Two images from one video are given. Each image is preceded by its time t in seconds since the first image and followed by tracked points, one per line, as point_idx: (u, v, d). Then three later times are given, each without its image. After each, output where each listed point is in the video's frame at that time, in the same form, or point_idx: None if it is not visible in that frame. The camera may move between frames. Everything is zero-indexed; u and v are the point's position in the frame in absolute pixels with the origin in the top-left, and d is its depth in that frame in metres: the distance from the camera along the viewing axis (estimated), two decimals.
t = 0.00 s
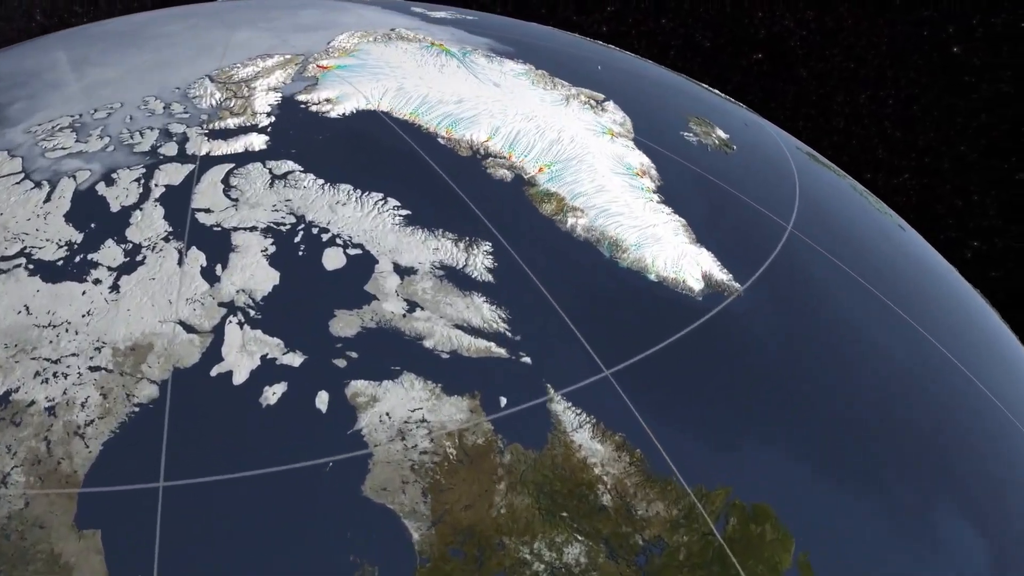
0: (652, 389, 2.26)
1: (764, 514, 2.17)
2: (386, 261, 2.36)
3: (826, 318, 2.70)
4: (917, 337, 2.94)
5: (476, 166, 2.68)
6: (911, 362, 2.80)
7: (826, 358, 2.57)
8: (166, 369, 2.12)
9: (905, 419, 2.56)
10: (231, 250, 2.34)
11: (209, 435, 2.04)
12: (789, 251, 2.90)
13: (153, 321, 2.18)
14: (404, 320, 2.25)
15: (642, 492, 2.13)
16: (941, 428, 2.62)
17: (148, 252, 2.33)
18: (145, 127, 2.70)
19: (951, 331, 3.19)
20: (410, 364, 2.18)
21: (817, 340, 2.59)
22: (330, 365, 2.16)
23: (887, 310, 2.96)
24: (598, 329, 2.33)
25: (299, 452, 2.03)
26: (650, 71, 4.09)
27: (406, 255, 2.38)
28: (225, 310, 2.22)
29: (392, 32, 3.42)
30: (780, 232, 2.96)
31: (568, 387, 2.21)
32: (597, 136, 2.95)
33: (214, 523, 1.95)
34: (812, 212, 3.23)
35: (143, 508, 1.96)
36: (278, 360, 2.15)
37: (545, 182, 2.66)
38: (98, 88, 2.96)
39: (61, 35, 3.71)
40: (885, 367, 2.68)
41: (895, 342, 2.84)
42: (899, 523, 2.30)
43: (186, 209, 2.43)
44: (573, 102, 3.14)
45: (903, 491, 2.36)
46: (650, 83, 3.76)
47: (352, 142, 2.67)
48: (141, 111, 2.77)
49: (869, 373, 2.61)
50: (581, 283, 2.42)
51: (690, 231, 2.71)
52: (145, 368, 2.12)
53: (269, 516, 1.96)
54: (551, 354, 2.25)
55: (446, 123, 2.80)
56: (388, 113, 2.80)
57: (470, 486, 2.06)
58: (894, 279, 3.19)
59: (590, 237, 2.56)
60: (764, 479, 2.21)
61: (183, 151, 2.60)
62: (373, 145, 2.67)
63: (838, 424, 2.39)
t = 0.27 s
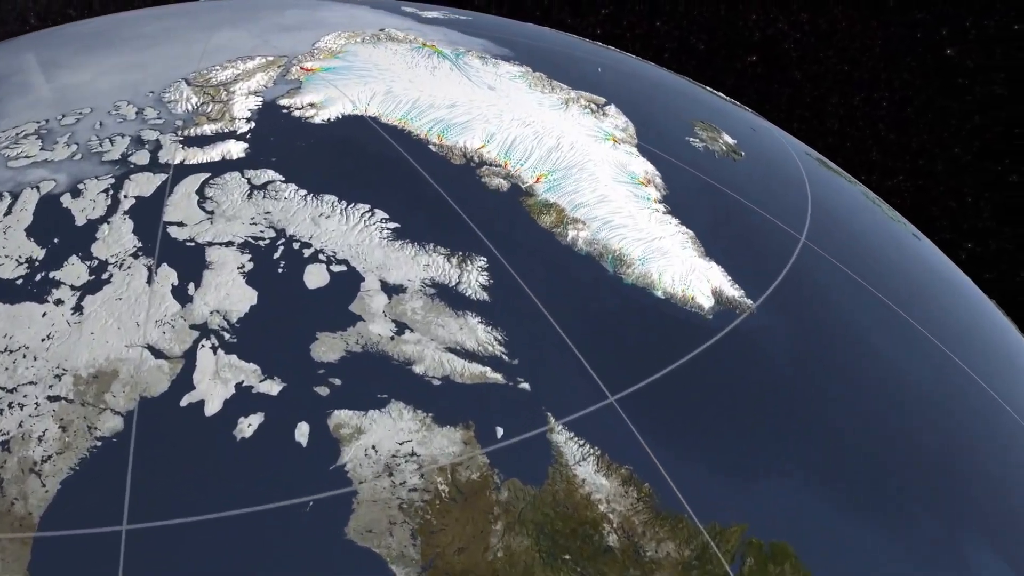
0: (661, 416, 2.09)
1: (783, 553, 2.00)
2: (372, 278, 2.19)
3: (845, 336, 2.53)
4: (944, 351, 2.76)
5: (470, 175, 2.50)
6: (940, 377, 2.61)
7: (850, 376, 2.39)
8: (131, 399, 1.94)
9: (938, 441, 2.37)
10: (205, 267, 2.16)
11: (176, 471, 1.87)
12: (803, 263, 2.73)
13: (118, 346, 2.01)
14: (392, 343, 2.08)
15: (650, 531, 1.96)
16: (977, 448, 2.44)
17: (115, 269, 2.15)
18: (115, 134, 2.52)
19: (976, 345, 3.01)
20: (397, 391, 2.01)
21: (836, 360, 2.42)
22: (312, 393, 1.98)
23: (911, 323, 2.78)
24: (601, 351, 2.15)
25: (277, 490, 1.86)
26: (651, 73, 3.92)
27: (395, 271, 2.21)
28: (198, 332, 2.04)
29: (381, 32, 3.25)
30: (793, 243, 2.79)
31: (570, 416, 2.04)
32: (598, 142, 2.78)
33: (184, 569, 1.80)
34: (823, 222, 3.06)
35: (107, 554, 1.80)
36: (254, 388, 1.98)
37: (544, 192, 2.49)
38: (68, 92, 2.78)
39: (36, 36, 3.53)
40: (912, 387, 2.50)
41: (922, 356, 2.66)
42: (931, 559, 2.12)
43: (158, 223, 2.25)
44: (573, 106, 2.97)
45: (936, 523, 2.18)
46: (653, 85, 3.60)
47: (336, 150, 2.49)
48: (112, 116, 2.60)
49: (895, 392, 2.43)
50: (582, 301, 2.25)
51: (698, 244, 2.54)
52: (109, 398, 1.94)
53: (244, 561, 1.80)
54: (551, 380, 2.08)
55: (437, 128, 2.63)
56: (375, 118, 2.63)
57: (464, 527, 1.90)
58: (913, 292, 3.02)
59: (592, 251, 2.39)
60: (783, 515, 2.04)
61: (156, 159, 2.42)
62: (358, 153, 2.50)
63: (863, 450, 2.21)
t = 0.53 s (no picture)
0: (672, 446, 1.93)
1: None
2: (358, 296, 2.02)
3: (866, 354, 2.36)
4: (969, 367, 2.60)
5: (463, 184, 2.34)
6: (967, 395, 2.45)
7: (871, 397, 2.23)
8: (93, 432, 1.78)
9: (969, 467, 2.21)
10: (177, 285, 1.99)
11: (142, 512, 1.71)
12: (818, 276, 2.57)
13: (80, 373, 1.84)
14: (379, 369, 1.91)
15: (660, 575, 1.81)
16: (1012, 474, 2.28)
17: (78, 288, 1.99)
18: (83, 141, 2.36)
19: (1001, 359, 2.86)
20: (385, 422, 1.85)
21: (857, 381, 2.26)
22: (292, 425, 1.82)
23: (934, 337, 2.62)
24: (607, 376, 1.99)
25: (253, 533, 1.70)
26: (653, 75, 3.76)
27: (383, 289, 2.04)
28: (167, 358, 1.88)
29: (370, 32, 3.08)
30: (806, 255, 2.63)
31: (572, 447, 1.87)
32: (601, 148, 2.62)
33: None
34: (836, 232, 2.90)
35: None
36: (228, 420, 1.81)
37: (542, 203, 2.33)
38: (36, 95, 2.61)
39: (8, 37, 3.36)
40: (937, 407, 2.33)
41: (948, 374, 2.50)
42: None
43: (126, 237, 2.09)
44: (573, 110, 2.81)
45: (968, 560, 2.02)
46: (655, 88, 3.44)
47: (321, 158, 2.32)
48: (81, 121, 2.43)
49: (919, 412, 2.28)
50: (585, 321, 2.09)
51: (708, 257, 2.38)
52: (69, 431, 1.78)
53: None
54: (553, 408, 1.91)
55: (429, 134, 2.47)
56: (363, 123, 2.47)
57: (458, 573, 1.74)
58: (934, 305, 2.86)
59: (595, 265, 2.22)
60: (806, 554, 1.88)
61: (126, 168, 2.26)
62: (344, 161, 2.33)
63: (890, 482, 2.05)
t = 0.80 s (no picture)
0: (685, 479, 1.77)
1: None
2: (343, 316, 1.86)
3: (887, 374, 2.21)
4: (997, 386, 2.45)
5: (457, 194, 2.18)
6: (995, 416, 2.30)
7: (894, 418, 2.08)
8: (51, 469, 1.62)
9: (1001, 496, 2.06)
10: (146, 306, 1.83)
11: (103, 560, 1.55)
12: (834, 290, 2.41)
13: (37, 403, 1.69)
14: (366, 396, 1.76)
15: None
16: None
17: (38, 308, 1.83)
18: (49, 148, 2.20)
19: None
20: (371, 455, 1.69)
21: (880, 403, 2.10)
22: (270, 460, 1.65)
23: (957, 354, 2.47)
24: (613, 403, 1.83)
25: None
26: (655, 77, 3.61)
27: (370, 308, 1.88)
28: (133, 386, 1.72)
29: (358, 32, 2.93)
30: (819, 266, 2.48)
31: (576, 482, 1.72)
32: (603, 154, 2.46)
33: None
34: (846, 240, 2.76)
35: None
36: (200, 455, 1.65)
37: (542, 213, 2.18)
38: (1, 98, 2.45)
39: None
40: (966, 430, 2.18)
41: (974, 393, 2.34)
42: None
43: (92, 252, 1.93)
44: (573, 114, 2.66)
45: None
46: (658, 90, 3.29)
47: (304, 166, 2.17)
48: (47, 127, 2.27)
49: (945, 435, 2.12)
50: (589, 342, 1.93)
51: (719, 271, 2.23)
52: (23, 468, 1.63)
53: None
54: (555, 438, 1.76)
55: (421, 140, 2.31)
56: (349, 128, 2.31)
57: None
58: (954, 319, 2.71)
59: (599, 281, 2.07)
60: None
61: (94, 177, 2.10)
62: (329, 169, 2.17)
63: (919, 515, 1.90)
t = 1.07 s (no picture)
0: (697, 516, 1.63)
1: None
2: (326, 337, 1.71)
3: (908, 396, 2.08)
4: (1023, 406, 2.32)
5: (450, 203, 2.04)
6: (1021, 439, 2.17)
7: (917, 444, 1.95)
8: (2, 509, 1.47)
9: None
10: (112, 327, 1.68)
11: None
12: (849, 306, 2.28)
13: None
14: (351, 426, 1.61)
15: None
16: None
17: None
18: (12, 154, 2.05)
19: None
20: (356, 492, 1.54)
21: (901, 429, 1.97)
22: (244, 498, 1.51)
23: (981, 372, 2.34)
24: (619, 431, 1.69)
25: None
26: (657, 78, 3.47)
27: (356, 328, 1.74)
28: (94, 418, 1.57)
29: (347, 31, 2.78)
30: (833, 280, 2.35)
31: (581, 520, 1.58)
32: (607, 160, 2.32)
33: None
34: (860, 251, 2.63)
35: None
36: (167, 494, 1.50)
37: (541, 224, 2.03)
38: None
39: None
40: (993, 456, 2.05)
41: (998, 415, 2.21)
42: None
43: (55, 269, 1.78)
44: (573, 118, 2.52)
45: None
46: (662, 93, 3.15)
47: (286, 174, 2.02)
48: (11, 131, 2.12)
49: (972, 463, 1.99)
50: (593, 364, 1.78)
51: (731, 285, 2.09)
52: None
53: None
54: (557, 470, 1.61)
55: (412, 145, 2.17)
56: (335, 132, 2.16)
57: None
58: (976, 333, 2.58)
59: (603, 297, 1.93)
60: None
61: (60, 186, 1.95)
62: (313, 177, 2.03)
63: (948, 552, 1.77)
